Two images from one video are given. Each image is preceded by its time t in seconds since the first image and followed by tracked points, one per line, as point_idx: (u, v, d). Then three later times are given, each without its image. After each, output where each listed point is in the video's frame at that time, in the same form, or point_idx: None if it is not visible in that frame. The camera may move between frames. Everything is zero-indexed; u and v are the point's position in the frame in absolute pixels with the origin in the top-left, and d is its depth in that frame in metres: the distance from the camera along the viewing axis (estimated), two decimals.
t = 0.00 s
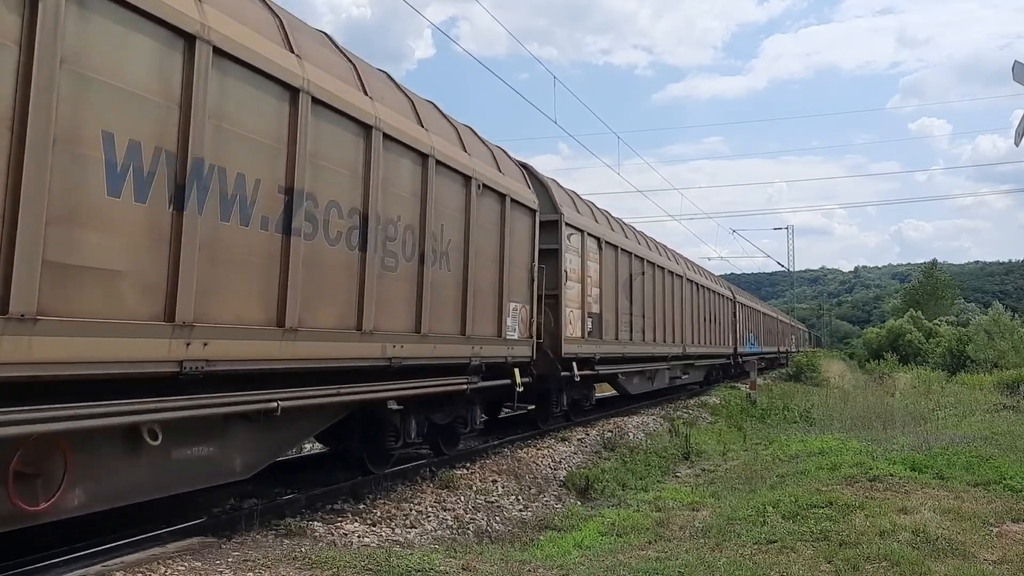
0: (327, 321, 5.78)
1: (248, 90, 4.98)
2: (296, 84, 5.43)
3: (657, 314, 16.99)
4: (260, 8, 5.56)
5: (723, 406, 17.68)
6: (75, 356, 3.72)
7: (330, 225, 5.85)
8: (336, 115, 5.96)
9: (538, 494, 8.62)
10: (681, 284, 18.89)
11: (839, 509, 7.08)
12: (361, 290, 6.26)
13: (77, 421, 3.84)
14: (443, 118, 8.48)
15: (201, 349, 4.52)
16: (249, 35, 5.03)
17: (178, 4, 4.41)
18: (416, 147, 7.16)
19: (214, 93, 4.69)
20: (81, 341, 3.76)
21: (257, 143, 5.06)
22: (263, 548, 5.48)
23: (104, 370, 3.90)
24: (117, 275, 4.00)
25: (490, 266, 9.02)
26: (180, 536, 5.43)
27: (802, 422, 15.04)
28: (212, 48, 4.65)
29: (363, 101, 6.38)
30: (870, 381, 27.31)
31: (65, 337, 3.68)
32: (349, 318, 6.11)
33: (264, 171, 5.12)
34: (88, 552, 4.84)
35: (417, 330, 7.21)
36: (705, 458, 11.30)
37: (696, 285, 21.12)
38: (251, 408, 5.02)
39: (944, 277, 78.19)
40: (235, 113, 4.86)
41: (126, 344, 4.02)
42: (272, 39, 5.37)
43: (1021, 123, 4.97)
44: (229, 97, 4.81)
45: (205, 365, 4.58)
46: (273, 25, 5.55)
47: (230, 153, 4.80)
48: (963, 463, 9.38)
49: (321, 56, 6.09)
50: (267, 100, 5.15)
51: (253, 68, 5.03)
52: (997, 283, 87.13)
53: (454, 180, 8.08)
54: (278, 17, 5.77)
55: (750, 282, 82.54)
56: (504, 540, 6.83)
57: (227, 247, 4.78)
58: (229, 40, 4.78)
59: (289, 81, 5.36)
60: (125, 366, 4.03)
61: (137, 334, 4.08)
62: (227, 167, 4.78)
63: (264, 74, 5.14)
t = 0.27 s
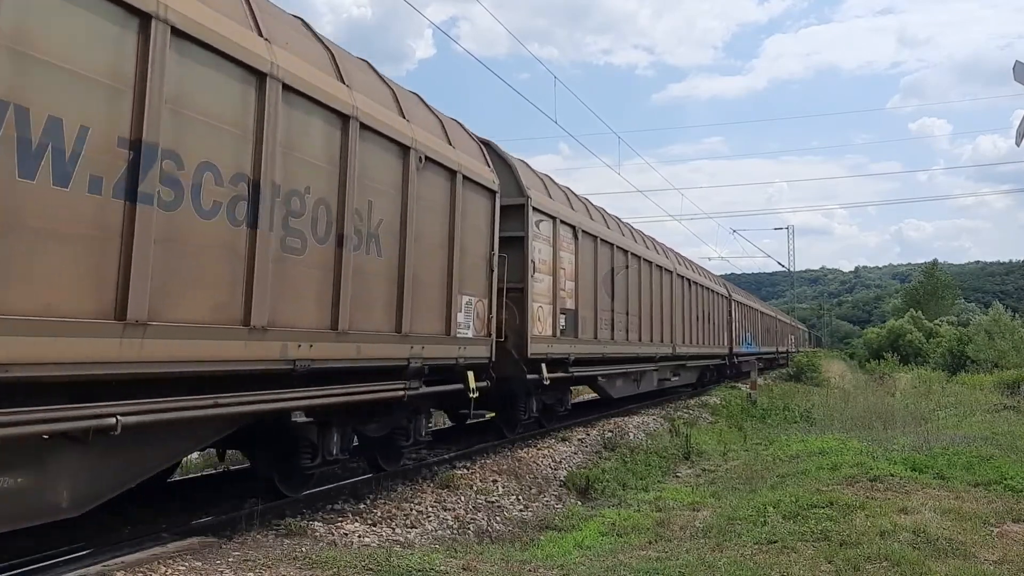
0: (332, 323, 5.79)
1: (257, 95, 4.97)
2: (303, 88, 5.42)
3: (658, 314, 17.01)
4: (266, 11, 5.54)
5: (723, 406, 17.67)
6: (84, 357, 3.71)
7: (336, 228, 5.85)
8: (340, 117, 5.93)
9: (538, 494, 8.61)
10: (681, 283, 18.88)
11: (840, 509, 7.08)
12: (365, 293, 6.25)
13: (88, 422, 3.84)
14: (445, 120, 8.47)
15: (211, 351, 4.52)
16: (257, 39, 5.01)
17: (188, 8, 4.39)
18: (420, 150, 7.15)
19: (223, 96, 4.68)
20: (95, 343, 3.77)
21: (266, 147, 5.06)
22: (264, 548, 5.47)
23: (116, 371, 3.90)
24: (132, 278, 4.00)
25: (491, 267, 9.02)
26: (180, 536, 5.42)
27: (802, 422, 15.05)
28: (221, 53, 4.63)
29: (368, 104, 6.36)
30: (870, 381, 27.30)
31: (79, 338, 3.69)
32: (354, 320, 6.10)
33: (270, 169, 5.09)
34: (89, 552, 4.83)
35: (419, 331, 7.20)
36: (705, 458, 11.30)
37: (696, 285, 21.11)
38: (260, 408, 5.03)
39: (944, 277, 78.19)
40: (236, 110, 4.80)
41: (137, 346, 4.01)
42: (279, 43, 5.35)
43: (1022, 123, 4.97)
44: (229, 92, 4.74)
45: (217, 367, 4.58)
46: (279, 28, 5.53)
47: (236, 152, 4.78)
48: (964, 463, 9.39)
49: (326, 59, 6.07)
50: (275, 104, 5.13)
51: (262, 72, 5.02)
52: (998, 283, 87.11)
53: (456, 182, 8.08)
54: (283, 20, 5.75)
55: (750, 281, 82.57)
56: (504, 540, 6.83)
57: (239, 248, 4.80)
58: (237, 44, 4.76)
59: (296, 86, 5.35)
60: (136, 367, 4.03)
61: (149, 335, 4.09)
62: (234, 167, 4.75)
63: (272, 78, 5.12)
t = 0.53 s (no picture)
0: (326, 322, 5.78)
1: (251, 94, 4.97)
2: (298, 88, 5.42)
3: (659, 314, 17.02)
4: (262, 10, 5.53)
5: (724, 406, 17.66)
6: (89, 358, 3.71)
7: (329, 227, 5.85)
8: (337, 117, 5.95)
9: (539, 494, 8.61)
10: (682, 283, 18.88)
11: (840, 510, 7.08)
12: (360, 293, 6.27)
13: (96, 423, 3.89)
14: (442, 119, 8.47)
15: (211, 351, 4.53)
16: (252, 38, 5.01)
17: (185, 9, 4.40)
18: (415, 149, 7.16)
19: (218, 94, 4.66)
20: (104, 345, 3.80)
21: (264, 148, 5.08)
22: (264, 547, 5.48)
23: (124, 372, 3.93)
24: (132, 280, 4.02)
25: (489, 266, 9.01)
26: (180, 535, 5.42)
27: (802, 422, 15.05)
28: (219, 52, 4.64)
29: (363, 103, 6.36)
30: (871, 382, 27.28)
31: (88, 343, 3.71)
32: (350, 318, 6.11)
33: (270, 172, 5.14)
34: (88, 552, 4.83)
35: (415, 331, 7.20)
36: (705, 458, 11.30)
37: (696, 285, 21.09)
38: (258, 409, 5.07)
39: (944, 277, 78.18)
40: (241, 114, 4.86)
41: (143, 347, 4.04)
42: (274, 43, 5.35)
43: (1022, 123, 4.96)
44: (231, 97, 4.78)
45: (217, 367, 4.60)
46: (275, 27, 5.53)
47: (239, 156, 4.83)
48: (964, 463, 9.39)
49: (321, 58, 6.06)
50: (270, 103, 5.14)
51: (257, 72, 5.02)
52: (998, 283, 87.06)
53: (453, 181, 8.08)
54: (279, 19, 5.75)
55: (751, 281, 82.57)
56: (504, 540, 6.83)
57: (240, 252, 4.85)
58: (233, 44, 4.76)
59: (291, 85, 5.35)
60: (145, 369, 4.07)
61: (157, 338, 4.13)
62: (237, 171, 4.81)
63: (267, 78, 5.12)
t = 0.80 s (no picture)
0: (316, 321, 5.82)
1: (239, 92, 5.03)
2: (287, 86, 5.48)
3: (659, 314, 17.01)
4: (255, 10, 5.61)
5: (725, 406, 17.63)
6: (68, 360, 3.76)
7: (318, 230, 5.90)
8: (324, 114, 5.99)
9: (538, 494, 8.61)
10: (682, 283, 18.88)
11: (840, 510, 7.08)
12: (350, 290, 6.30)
13: (79, 425, 3.96)
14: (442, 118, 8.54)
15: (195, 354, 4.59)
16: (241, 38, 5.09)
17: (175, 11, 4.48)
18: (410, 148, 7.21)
19: (205, 96, 4.73)
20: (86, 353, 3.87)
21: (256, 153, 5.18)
22: (264, 547, 5.48)
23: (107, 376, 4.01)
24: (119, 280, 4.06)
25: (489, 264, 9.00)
26: (180, 535, 5.42)
27: (803, 422, 15.04)
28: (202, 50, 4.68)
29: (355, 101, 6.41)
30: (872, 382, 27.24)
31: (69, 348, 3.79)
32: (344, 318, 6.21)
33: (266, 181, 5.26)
34: (88, 552, 4.84)
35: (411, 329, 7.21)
36: (705, 458, 11.30)
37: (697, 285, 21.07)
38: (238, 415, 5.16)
39: (944, 277, 78.16)
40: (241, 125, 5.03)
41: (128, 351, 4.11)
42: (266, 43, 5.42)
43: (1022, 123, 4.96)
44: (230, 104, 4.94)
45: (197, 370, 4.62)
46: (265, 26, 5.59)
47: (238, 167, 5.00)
48: (964, 463, 9.38)
49: (310, 55, 6.09)
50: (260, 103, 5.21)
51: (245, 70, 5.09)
52: (998, 283, 87.04)
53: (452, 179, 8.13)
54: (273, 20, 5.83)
55: (751, 281, 82.53)
56: (504, 540, 6.83)
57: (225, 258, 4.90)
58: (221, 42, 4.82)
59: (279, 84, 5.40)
60: (129, 370, 4.11)
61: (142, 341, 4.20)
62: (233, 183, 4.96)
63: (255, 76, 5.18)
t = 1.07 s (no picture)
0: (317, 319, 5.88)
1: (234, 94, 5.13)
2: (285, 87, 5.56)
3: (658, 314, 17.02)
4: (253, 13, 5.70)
5: (725, 406, 17.61)
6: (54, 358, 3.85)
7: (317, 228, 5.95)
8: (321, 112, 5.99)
9: (538, 494, 8.61)
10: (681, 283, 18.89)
11: (840, 510, 7.08)
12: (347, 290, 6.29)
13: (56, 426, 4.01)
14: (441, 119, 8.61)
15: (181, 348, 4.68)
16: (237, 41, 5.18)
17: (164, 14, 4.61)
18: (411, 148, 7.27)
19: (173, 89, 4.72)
20: (68, 349, 3.94)
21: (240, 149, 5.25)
22: (263, 547, 5.48)
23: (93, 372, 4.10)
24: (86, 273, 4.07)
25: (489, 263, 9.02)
26: (179, 535, 5.42)
27: (803, 422, 15.04)
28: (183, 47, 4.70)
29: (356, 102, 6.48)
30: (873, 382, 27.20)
31: (58, 344, 3.89)
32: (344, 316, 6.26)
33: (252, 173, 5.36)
34: (87, 552, 4.84)
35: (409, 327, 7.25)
36: (705, 458, 11.29)
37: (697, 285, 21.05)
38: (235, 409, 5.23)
39: (944, 277, 78.16)
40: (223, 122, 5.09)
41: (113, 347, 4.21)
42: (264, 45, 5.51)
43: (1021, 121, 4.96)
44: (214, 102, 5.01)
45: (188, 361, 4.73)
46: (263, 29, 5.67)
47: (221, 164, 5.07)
48: (964, 463, 9.38)
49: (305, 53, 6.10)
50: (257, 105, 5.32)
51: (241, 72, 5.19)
52: (998, 283, 87.11)
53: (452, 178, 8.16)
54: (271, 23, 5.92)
55: (751, 281, 82.50)
56: (504, 540, 6.82)
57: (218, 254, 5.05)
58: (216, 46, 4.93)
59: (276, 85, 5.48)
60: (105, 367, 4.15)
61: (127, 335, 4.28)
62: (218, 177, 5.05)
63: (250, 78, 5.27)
